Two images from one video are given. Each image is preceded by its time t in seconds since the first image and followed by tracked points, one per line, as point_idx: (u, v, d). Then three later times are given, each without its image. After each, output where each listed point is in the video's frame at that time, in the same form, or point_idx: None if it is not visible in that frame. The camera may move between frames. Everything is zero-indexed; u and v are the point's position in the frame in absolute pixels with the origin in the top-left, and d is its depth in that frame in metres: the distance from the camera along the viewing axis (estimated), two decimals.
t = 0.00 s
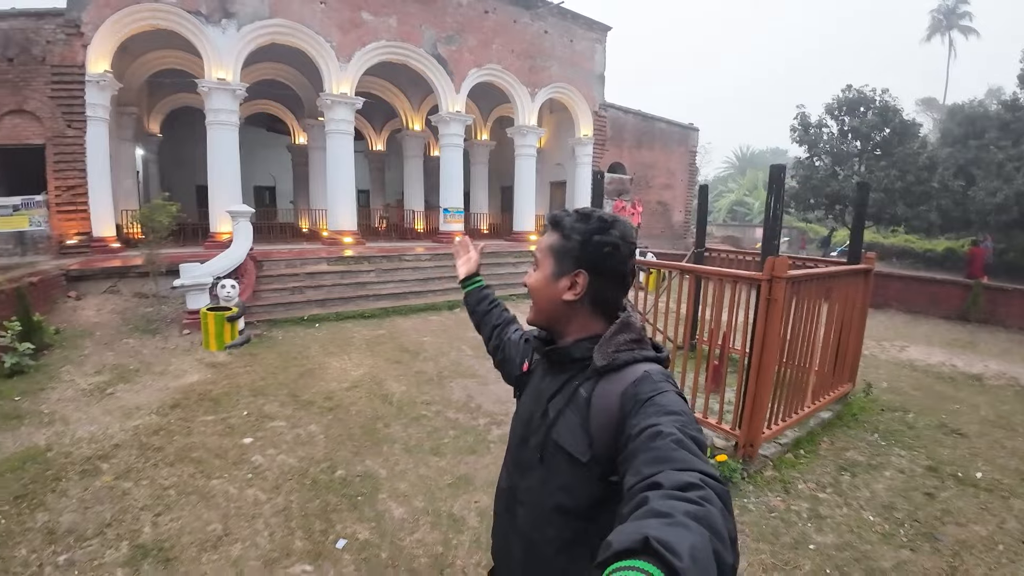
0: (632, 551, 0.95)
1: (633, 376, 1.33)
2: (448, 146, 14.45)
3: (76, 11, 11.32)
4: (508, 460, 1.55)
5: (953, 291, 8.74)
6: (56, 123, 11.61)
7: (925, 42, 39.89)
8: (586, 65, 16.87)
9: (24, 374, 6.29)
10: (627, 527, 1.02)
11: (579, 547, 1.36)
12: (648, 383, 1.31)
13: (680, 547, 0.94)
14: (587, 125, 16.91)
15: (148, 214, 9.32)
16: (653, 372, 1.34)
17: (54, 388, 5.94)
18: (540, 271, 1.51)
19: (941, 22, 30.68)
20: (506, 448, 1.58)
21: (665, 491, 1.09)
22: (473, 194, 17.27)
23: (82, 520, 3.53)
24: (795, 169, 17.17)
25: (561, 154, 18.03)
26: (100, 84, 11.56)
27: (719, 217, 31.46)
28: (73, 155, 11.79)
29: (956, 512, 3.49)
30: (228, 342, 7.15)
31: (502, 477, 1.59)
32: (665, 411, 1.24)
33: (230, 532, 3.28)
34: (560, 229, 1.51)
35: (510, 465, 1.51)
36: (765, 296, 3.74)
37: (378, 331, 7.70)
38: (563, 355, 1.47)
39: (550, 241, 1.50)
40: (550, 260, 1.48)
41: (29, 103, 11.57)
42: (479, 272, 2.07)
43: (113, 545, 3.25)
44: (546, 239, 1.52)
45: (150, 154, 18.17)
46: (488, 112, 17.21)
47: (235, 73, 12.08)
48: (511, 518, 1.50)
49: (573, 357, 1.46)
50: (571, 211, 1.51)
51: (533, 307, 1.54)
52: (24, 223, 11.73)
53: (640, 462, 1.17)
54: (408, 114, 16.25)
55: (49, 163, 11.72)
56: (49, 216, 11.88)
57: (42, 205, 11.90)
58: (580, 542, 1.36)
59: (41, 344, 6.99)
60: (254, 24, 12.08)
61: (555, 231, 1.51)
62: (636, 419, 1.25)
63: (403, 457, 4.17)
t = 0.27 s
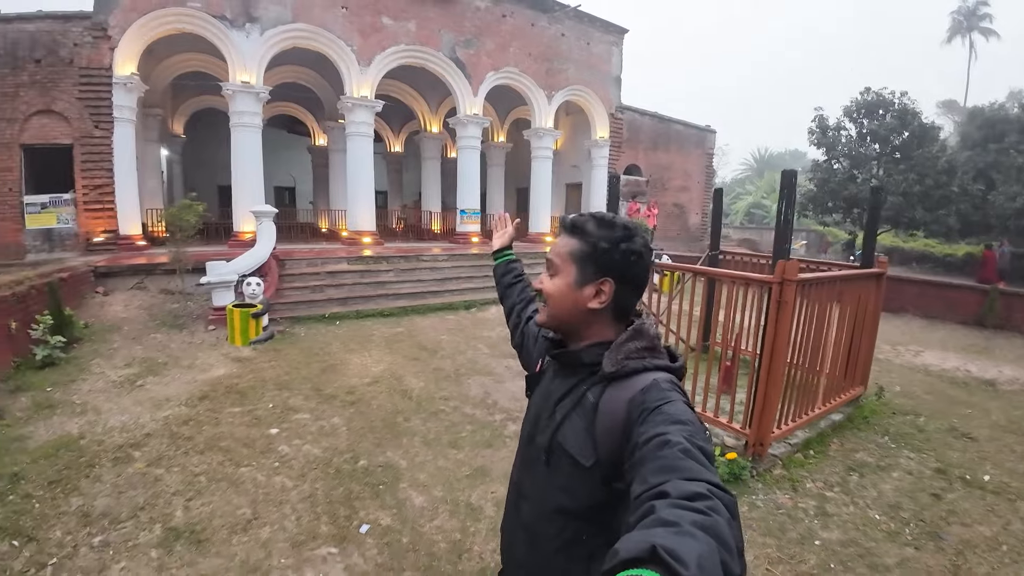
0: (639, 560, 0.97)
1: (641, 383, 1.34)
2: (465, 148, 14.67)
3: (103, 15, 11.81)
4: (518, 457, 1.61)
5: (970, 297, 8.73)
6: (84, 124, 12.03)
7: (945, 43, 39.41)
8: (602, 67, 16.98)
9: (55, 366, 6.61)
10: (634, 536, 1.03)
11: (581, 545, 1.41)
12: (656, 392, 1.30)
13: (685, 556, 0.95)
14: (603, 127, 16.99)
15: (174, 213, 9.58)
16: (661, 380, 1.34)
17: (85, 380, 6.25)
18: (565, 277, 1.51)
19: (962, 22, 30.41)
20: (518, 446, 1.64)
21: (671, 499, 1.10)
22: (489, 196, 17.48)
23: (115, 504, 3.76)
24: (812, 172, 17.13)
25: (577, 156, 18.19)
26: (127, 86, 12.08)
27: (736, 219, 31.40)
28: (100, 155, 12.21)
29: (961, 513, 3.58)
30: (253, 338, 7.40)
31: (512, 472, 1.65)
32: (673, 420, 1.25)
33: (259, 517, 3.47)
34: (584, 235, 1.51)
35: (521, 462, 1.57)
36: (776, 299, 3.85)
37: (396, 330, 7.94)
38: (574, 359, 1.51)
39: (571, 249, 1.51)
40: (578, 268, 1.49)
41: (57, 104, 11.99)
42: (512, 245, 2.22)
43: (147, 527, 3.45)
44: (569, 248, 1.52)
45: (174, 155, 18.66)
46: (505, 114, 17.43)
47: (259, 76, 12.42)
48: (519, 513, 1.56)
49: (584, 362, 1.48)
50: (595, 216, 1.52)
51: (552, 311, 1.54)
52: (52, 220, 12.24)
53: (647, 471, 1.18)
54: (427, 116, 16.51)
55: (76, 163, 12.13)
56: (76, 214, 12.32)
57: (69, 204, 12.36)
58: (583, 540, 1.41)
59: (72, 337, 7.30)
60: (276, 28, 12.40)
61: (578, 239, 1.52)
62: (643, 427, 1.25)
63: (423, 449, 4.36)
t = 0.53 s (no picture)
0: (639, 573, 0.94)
1: (644, 396, 1.35)
2: (479, 148, 14.81)
3: (124, 17, 12.15)
4: (516, 473, 1.60)
5: (982, 299, 9.32)
6: (107, 124, 12.39)
7: (966, 41, 38.82)
8: (616, 67, 17.00)
9: (80, 359, 6.89)
10: (635, 550, 1.01)
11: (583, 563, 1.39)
12: (658, 404, 1.32)
13: (687, 566, 0.94)
14: (617, 126, 17.02)
15: (197, 212, 9.82)
16: (662, 393, 1.35)
17: (110, 373, 6.52)
18: (625, 294, 1.47)
19: (983, 19, 29.96)
20: (515, 463, 1.63)
21: (674, 513, 1.09)
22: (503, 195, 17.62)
23: (142, 491, 3.97)
24: (829, 172, 17.02)
25: (591, 155, 18.25)
26: (149, 87, 12.45)
27: (752, 218, 31.20)
28: (122, 154, 12.57)
29: (963, 515, 3.63)
30: (272, 334, 7.62)
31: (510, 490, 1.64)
32: (674, 432, 1.26)
33: (279, 505, 3.64)
34: (636, 251, 1.51)
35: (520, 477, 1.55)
36: (781, 300, 3.92)
37: (411, 327, 8.13)
38: (575, 374, 1.52)
39: (632, 266, 1.48)
40: (635, 285, 1.49)
41: (80, 104, 12.34)
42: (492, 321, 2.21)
43: (172, 513, 3.64)
44: (629, 265, 1.47)
45: (194, 154, 19.08)
46: (519, 114, 17.55)
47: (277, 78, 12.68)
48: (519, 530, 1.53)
49: (585, 376, 1.49)
50: (636, 232, 1.52)
51: (606, 329, 1.47)
52: (76, 218, 12.67)
53: (649, 483, 1.18)
54: (441, 116, 16.69)
55: (100, 162, 12.52)
56: (99, 212, 12.73)
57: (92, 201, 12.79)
58: (584, 558, 1.39)
59: (97, 331, 7.58)
60: (294, 29, 12.65)
61: (632, 253, 1.50)
62: (645, 439, 1.27)
63: (436, 443, 4.50)
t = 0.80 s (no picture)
0: None
1: (647, 401, 1.36)
2: (489, 145, 14.89)
3: (137, 17, 12.35)
4: (518, 490, 1.56)
5: (995, 300, 9.26)
6: (121, 122, 12.62)
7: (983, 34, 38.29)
8: (626, 63, 16.97)
9: (98, 353, 7.08)
10: (633, 557, 1.01)
11: None
12: (661, 408, 1.33)
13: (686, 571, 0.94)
14: (626, 122, 17.01)
15: (212, 210, 10.00)
16: (665, 396, 1.37)
17: (128, 366, 6.71)
18: (622, 297, 1.51)
19: (999, 13, 29.58)
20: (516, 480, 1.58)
21: (675, 517, 1.09)
22: (512, 192, 17.69)
23: (160, 479, 4.12)
24: (840, 169, 16.90)
25: (600, 152, 18.26)
26: (162, 86, 12.67)
27: (764, 215, 31.00)
28: (136, 152, 12.81)
29: (964, 513, 3.66)
30: (285, 329, 7.78)
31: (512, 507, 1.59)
32: (676, 437, 1.26)
33: (293, 493, 3.76)
34: (628, 256, 1.57)
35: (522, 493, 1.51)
36: (785, 298, 3.96)
37: (420, 323, 8.28)
38: (577, 384, 1.51)
39: (626, 270, 1.53)
40: (631, 288, 1.54)
41: (94, 103, 12.58)
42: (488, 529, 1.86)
43: (189, 501, 3.78)
44: (624, 268, 1.53)
45: (207, 151, 19.34)
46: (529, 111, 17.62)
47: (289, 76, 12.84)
48: (523, 547, 1.49)
49: (587, 385, 1.49)
50: (627, 237, 1.59)
51: (607, 333, 1.49)
52: (91, 215, 12.84)
53: (652, 488, 1.18)
54: (452, 113, 16.78)
55: (115, 161, 12.78)
56: (114, 209, 12.99)
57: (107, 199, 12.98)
58: (594, 570, 1.35)
59: (114, 326, 7.78)
60: (305, 28, 12.78)
61: (625, 259, 1.56)
62: (649, 444, 1.27)
63: (444, 436, 4.60)
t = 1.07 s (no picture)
0: None
1: (658, 399, 1.41)
2: (494, 141, 14.95)
3: (145, 16, 12.45)
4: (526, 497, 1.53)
5: (1000, 296, 9.27)
6: (130, 121, 12.74)
7: (990, 29, 38.05)
8: (632, 59, 16.96)
9: (110, 348, 7.19)
10: (646, 555, 1.09)
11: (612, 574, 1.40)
12: (672, 405, 1.39)
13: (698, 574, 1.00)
14: (631, 119, 17.02)
15: (221, 206, 10.07)
16: (675, 393, 1.44)
17: (140, 361, 6.81)
18: (624, 292, 1.56)
19: (1006, 7, 29.45)
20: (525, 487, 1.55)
21: (687, 517, 1.16)
22: (518, 189, 17.74)
23: (175, 470, 4.21)
24: (847, 165, 16.82)
25: (606, 148, 18.28)
26: (170, 84, 12.79)
27: (769, 212, 30.92)
28: (146, 150, 12.93)
29: (966, 506, 3.70)
30: (294, 324, 7.87)
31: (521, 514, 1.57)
32: (688, 436, 1.32)
33: (305, 483, 3.85)
34: (627, 250, 1.62)
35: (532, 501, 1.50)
36: (789, 293, 4.00)
37: (427, 319, 8.38)
38: (587, 386, 1.49)
39: (626, 264, 1.58)
40: (632, 282, 1.59)
41: (103, 101, 12.71)
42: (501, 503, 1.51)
43: (204, 491, 3.87)
44: (624, 263, 1.57)
45: (214, 149, 19.49)
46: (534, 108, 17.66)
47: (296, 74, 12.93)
48: (538, 555, 1.48)
49: (597, 385, 1.49)
50: (625, 232, 1.64)
51: (612, 329, 1.53)
52: (101, 213, 13.09)
53: (664, 487, 1.24)
54: (457, 110, 16.85)
55: (124, 158, 12.91)
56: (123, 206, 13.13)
57: (116, 197, 13.19)
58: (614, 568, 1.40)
59: (125, 321, 7.90)
60: (312, 27, 12.86)
61: (625, 253, 1.60)
62: (662, 442, 1.32)
63: (452, 428, 4.68)
